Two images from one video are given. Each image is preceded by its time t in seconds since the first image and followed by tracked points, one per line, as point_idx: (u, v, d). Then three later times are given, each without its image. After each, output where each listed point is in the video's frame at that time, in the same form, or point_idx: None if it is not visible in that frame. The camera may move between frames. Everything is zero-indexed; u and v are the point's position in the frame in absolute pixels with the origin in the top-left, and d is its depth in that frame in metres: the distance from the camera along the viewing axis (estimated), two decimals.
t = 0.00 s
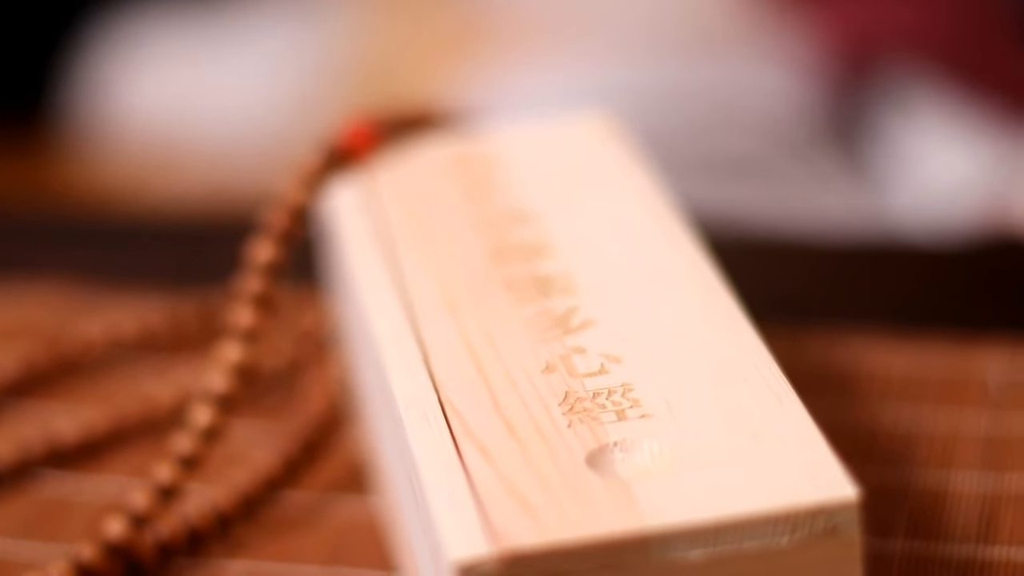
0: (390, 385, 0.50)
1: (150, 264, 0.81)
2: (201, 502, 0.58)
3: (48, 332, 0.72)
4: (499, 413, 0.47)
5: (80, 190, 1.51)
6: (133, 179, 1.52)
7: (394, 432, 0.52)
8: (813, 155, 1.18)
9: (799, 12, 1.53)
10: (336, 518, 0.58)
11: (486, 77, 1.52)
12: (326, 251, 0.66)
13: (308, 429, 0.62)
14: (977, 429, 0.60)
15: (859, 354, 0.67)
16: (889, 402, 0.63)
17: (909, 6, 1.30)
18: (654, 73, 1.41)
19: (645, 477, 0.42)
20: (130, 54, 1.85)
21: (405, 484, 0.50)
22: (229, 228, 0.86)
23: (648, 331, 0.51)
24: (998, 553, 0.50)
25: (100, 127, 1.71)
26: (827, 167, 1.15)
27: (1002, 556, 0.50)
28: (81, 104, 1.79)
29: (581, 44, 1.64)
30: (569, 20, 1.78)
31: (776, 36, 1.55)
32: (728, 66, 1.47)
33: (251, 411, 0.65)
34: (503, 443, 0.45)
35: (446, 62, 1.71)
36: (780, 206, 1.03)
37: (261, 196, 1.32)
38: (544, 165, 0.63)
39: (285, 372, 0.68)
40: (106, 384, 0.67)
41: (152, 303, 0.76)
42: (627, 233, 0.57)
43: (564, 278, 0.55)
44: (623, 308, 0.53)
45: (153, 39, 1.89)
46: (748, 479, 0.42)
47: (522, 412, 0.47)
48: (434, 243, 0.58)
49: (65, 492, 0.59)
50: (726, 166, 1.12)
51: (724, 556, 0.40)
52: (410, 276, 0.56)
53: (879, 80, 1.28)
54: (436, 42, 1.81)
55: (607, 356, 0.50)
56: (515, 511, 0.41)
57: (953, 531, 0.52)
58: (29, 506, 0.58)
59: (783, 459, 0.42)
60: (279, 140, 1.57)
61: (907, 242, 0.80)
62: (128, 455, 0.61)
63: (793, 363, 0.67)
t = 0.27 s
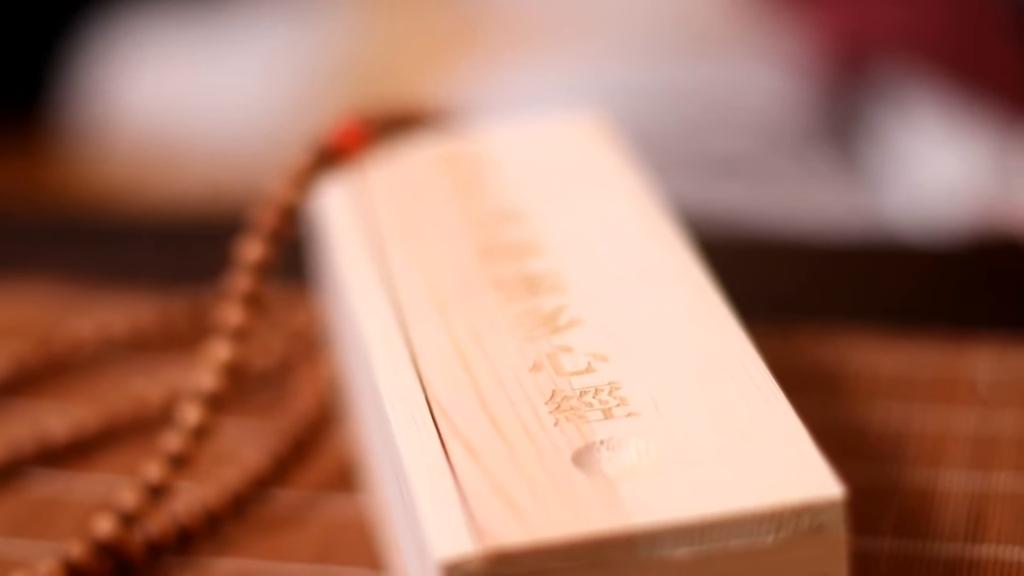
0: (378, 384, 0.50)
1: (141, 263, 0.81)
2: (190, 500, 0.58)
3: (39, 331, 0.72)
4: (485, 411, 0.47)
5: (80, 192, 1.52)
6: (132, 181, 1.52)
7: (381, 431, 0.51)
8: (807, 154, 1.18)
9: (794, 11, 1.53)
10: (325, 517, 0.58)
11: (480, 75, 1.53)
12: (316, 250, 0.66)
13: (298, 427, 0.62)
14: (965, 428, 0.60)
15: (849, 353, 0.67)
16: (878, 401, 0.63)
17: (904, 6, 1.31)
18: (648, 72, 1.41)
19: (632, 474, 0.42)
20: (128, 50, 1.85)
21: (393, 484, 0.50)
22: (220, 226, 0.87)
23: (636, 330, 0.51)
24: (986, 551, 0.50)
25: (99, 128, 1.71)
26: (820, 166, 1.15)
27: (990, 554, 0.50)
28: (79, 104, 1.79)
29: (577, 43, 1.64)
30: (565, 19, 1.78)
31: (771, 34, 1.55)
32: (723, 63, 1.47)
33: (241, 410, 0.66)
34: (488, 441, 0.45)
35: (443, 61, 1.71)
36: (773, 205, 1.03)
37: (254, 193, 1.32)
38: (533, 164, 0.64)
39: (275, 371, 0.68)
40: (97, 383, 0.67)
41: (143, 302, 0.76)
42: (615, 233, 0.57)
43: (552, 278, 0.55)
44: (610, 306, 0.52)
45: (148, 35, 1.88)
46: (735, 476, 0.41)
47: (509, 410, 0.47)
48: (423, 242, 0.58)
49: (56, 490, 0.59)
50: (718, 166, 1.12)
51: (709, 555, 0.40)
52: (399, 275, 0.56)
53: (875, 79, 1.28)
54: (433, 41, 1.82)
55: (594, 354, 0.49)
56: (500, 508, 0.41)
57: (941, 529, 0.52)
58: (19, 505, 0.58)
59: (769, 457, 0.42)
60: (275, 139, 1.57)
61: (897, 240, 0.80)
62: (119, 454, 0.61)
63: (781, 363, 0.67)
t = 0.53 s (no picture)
0: (362, 382, 0.50)
1: (131, 262, 0.81)
2: (177, 498, 0.58)
3: (29, 330, 0.72)
4: (469, 408, 0.47)
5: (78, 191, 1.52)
6: (128, 180, 1.53)
7: (366, 430, 0.51)
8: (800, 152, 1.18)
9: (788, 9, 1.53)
10: (311, 515, 0.58)
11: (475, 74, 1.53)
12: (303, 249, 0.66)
13: (285, 426, 0.62)
14: (952, 427, 0.60)
15: (836, 352, 0.67)
16: (864, 400, 0.63)
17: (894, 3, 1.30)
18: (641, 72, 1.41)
19: (615, 472, 0.42)
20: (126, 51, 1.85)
21: (377, 482, 0.50)
22: (209, 225, 0.87)
23: (620, 328, 0.51)
24: (970, 549, 0.50)
25: (97, 128, 1.71)
26: (813, 165, 1.15)
27: (975, 552, 0.50)
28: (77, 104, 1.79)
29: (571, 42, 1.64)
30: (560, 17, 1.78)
31: (765, 32, 1.55)
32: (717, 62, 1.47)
33: (229, 408, 0.66)
34: (471, 438, 0.45)
35: (438, 59, 1.71)
36: (763, 205, 1.04)
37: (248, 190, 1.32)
38: (519, 163, 0.64)
39: (263, 370, 0.68)
40: (85, 382, 0.67)
41: (132, 301, 0.76)
42: (601, 231, 0.58)
43: (536, 276, 0.55)
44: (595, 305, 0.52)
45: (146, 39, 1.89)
46: (717, 473, 0.41)
47: (492, 408, 0.47)
48: (409, 242, 0.58)
49: (43, 489, 0.59)
50: (709, 166, 1.12)
51: (691, 553, 0.40)
52: (384, 273, 0.57)
53: (868, 76, 1.28)
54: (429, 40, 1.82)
55: (578, 352, 0.49)
56: (482, 505, 0.41)
57: (926, 527, 0.52)
58: (6, 503, 0.58)
59: (751, 454, 0.42)
60: (270, 136, 1.57)
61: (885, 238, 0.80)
62: (106, 452, 0.61)
63: (767, 361, 0.67)
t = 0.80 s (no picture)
0: (345, 380, 0.50)
1: (120, 261, 0.81)
2: (163, 496, 0.58)
3: (17, 328, 0.72)
4: (451, 405, 0.47)
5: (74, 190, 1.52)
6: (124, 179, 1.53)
7: (349, 428, 0.51)
8: (792, 151, 1.18)
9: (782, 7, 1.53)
10: (297, 513, 0.58)
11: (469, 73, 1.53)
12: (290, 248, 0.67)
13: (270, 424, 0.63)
14: (938, 426, 0.60)
15: (823, 351, 0.67)
16: (850, 398, 0.63)
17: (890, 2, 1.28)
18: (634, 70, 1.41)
19: (596, 469, 0.42)
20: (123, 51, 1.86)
21: (360, 480, 0.50)
22: (198, 223, 0.87)
23: (603, 325, 0.51)
24: (954, 547, 0.50)
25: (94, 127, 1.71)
26: (804, 164, 1.15)
27: (958, 551, 0.50)
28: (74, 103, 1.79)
29: (566, 41, 1.64)
30: (555, 15, 1.78)
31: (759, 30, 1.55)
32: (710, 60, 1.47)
33: (216, 406, 0.66)
34: (453, 435, 0.45)
35: (433, 57, 1.71)
36: (755, 203, 1.04)
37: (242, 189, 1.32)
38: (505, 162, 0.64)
39: (250, 368, 0.68)
40: (73, 380, 0.67)
41: (121, 299, 0.76)
42: (586, 229, 0.58)
43: (521, 274, 0.55)
44: (578, 302, 0.52)
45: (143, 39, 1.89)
46: (698, 471, 0.41)
47: (474, 405, 0.47)
48: (395, 240, 0.59)
49: (29, 487, 0.59)
50: (702, 165, 1.12)
51: (670, 550, 0.40)
52: (370, 272, 0.57)
53: (863, 77, 1.27)
54: (423, 37, 1.81)
55: (561, 350, 0.49)
56: (462, 502, 0.41)
57: (911, 525, 0.52)
58: None
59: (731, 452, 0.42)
60: (265, 135, 1.57)
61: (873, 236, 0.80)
62: (92, 450, 0.61)
63: (754, 360, 0.67)
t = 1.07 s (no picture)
0: (332, 378, 0.50)
1: (111, 259, 0.81)
2: (152, 495, 0.58)
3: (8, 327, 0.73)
4: (438, 403, 0.47)
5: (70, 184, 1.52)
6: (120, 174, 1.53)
7: (337, 426, 0.51)
8: (786, 149, 1.18)
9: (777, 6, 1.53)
10: (286, 512, 0.58)
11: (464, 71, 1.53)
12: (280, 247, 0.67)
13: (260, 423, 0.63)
14: (927, 424, 0.60)
15: (812, 349, 0.68)
16: (839, 397, 0.63)
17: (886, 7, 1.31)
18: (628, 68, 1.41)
19: (581, 467, 0.42)
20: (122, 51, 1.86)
21: (348, 479, 0.50)
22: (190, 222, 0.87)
23: (590, 323, 0.51)
24: (942, 546, 0.50)
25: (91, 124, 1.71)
26: (797, 162, 1.15)
27: (946, 549, 0.50)
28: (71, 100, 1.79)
29: (560, 40, 1.64)
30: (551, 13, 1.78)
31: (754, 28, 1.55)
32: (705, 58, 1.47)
33: (207, 405, 0.66)
34: (439, 433, 0.45)
35: (429, 56, 1.71)
36: (747, 201, 1.04)
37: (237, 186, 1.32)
38: (494, 161, 0.64)
39: (240, 367, 0.69)
40: (63, 379, 0.67)
41: (111, 296, 0.76)
42: (574, 227, 0.58)
43: (508, 273, 0.55)
44: (565, 300, 0.52)
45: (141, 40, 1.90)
46: (684, 469, 0.41)
47: (460, 403, 0.47)
48: (384, 239, 0.59)
49: (19, 485, 0.59)
50: (696, 164, 1.12)
51: (656, 549, 0.40)
52: (359, 271, 0.57)
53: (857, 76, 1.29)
54: (419, 35, 1.81)
55: (548, 348, 0.49)
56: (448, 501, 0.41)
57: (899, 523, 0.52)
58: None
59: (717, 450, 0.42)
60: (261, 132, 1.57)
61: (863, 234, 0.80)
62: (82, 448, 0.62)
63: (743, 359, 0.67)
